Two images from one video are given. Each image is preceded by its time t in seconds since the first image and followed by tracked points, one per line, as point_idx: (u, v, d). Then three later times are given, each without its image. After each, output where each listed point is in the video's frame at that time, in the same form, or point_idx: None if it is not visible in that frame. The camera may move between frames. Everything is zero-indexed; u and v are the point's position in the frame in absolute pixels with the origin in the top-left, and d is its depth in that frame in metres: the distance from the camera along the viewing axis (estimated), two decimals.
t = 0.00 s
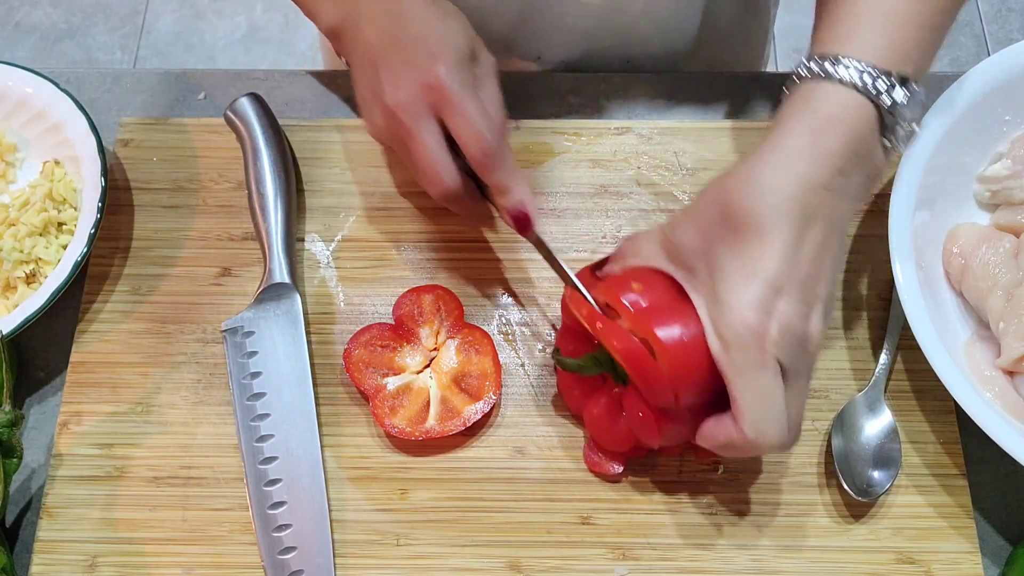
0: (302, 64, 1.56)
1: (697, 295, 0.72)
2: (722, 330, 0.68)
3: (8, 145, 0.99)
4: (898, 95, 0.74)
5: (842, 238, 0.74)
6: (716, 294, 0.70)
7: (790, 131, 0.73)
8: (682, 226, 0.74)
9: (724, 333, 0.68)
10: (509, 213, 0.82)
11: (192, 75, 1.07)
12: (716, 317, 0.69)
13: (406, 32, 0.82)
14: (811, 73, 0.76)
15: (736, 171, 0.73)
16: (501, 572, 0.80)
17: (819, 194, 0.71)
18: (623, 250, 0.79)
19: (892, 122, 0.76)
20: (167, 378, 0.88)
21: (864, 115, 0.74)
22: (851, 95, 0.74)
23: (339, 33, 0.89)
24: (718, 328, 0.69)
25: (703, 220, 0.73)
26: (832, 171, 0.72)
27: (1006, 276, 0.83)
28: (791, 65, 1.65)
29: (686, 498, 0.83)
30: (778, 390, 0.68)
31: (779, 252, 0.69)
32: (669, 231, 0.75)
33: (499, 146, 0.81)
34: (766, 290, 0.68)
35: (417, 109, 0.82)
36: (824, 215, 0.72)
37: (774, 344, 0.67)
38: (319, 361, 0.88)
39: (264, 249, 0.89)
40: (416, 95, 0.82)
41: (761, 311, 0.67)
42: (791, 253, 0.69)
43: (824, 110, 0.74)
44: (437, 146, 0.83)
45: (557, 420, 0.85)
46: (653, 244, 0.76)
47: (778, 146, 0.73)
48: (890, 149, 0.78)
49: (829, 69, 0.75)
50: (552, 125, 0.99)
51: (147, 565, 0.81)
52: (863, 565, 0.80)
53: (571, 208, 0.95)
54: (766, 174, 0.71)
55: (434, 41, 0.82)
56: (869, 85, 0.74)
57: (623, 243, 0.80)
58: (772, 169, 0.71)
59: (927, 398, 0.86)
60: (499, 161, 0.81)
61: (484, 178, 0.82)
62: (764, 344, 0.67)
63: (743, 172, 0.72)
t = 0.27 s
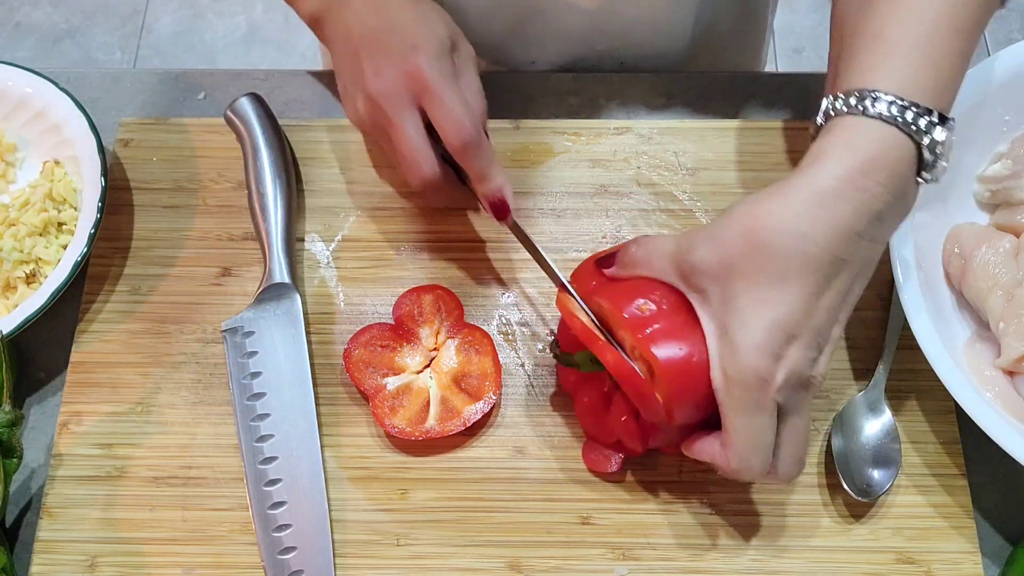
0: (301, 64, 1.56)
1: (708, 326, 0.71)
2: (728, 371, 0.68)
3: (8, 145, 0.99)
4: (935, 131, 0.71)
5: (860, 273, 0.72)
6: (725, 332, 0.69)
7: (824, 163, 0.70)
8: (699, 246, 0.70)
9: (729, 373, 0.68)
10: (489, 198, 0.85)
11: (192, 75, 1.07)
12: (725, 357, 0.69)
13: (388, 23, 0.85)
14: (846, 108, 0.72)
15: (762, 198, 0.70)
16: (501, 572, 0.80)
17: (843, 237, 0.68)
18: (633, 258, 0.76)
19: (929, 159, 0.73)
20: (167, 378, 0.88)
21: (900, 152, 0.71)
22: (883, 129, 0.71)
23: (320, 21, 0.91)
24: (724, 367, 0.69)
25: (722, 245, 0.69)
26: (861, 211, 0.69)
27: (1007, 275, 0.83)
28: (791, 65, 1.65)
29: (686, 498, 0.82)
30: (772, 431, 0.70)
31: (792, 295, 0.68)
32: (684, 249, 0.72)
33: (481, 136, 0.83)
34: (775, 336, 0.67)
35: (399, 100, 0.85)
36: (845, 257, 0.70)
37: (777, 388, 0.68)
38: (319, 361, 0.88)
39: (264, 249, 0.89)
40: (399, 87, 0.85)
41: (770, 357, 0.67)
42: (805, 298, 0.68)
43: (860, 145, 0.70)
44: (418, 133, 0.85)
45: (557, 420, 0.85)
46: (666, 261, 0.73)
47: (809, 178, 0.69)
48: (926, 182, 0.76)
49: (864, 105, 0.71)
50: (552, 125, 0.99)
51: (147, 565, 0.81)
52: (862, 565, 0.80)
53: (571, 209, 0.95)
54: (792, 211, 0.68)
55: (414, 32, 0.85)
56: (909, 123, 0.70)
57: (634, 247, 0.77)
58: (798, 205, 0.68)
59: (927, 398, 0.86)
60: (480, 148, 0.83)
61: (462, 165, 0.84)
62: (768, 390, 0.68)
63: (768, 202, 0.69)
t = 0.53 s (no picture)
0: (300, 64, 1.56)
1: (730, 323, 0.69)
2: (763, 359, 0.66)
3: (8, 145, 0.99)
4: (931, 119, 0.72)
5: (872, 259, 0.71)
6: (752, 322, 0.67)
7: (825, 150, 0.69)
8: (713, 246, 0.68)
9: (766, 360, 0.66)
10: (480, 189, 0.86)
11: (192, 75, 1.07)
12: (757, 349, 0.67)
13: (371, 14, 0.86)
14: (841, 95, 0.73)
15: (767, 192, 0.69)
16: (501, 572, 0.80)
17: (856, 211, 0.68)
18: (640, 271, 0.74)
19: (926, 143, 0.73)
20: (167, 378, 0.88)
21: (895, 130, 0.71)
22: (884, 113, 0.71)
23: (309, 13, 0.93)
24: (757, 358, 0.67)
25: (739, 236, 0.67)
26: (868, 186, 0.69)
27: (1006, 275, 0.83)
28: (790, 65, 1.65)
29: (685, 498, 0.82)
30: (816, 412, 0.67)
31: (819, 277, 0.66)
32: (694, 252, 0.70)
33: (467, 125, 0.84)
34: (807, 316, 0.66)
35: (386, 95, 0.86)
36: (861, 234, 0.69)
37: (817, 372, 0.66)
38: (319, 361, 0.88)
39: (264, 248, 0.89)
40: (383, 81, 0.85)
41: (804, 336, 0.65)
42: (830, 276, 0.67)
43: (862, 130, 0.70)
44: (408, 127, 0.87)
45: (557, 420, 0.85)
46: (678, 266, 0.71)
47: (816, 162, 0.68)
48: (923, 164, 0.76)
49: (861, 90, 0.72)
50: (552, 125, 0.99)
51: (147, 565, 0.81)
52: (862, 565, 0.80)
53: (571, 208, 0.95)
54: (804, 195, 0.67)
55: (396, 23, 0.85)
56: (907, 107, 0.71)
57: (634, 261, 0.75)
58: (811, 187, 0.67)
59: (926, 397, 0.86)
60: (466, 141, 0.84)
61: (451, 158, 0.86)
62: (806, 368, 0.66)
63: (778, 191, 0.68)
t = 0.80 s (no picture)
0: (300, 64, 1.56)
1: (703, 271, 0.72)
2: (720, 281, 0.70)
3: (8, 145, 0.99)
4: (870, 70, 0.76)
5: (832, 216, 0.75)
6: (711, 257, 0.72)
7: (764, 108, 0.77)
8: (671, 202, 0.77)
9: (724, 285, 0.70)
10: (489, 196, 0.83)
11: (192, 75, 1.07)
12: (719, 266, 0.71)
13: (375, 17, 0.85)
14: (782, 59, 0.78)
15: (715, 157, 0.76)
16: (501, 571, 0.80)
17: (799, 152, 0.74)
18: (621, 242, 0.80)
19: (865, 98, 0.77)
20: (167, 378, 0.88)
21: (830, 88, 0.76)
22: (822, 78, 0.76)
23: (317, 22, 0.91)
24: (711, 274, 0.71)
25: (690, 194, 0.76)
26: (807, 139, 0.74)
27: (1007, 275, 0.83)
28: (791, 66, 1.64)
29: (685, 498, 0.83)
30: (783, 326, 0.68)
31: (765, 200, 0.72)
32: (660, 206, 0.78)
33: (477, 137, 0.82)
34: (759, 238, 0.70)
35: (394, 105, 0.85)
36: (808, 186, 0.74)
37: (775, 283, 0.69)
38: (319, 362, 0.88)
39: (264, 249, 0.89)
40: (391, 93, 0.84)
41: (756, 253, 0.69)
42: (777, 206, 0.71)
43: (798, 90, 0.76)
44: (417, 136, 0.85)
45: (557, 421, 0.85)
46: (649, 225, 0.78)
47: (754, 123, 0.76)
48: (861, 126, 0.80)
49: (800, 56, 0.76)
50: (552, 125, 0.99)
51: (147, 565, 0.81)
52: (862, 565, 0.80)
53: (571, 208, 0.95)
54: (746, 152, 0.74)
55: (405, 32, 0.84)
56: (841, 72, 0.76)
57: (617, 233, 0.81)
58: (754, 147, 0.74)
59: (926, 397, 0.86)
60: (474, 146, 0.81)
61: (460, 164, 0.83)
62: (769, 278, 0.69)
63: (725, 152, 0.75)
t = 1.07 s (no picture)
0: (300, 64, 1.56)
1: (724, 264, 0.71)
2: (741, 283, 0.69)
3: (8, 145, 0.99)
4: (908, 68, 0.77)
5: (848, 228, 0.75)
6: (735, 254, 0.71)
7: (808, 102, 0.76)
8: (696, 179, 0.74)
9: (742, 290, 0.69)
10: (496, 206, 0.82)
11: (192, 75, 1.07)
12: (738, 267, 0.70)
13: (386, 20, 0.84)
14: (822, 50, 0.79)
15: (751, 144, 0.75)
16: (501, 571, 0.80)
17: (834, 160, 0.74)
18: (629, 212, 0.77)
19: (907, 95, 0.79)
20: (167, 378, 0.88)
21: (876, 86, 0.76)
22: (862, 69, 0.76)
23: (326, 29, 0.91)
24: (737, 283, 0.70)
25: (727, 183, 0.73)
26: (845, 147, 0.75)
27: (1006, 275, 0.83)
28: (791, 65, 1.64)
29: (685, 498, 0.83)
30: (790, 350, 0.69)
31: (794, 205, 0.71)
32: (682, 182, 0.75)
33: (485, 147, 0.81)
34: (783, 245, 0.70)
35: (405, 105, 0.83)
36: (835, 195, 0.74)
37: (793, 301, 0.69)
38: (319, 362, 0.88)
39: (264, 248, 0.89)
40: (400, 88, 0.83)
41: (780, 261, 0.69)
42: (804, 213, 0.71)
43: (841, 83, 0.76)
44: (426, 141, 0.84)
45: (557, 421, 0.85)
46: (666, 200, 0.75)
47: (798, 119, 0.75)
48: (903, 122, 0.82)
49: (840, 45, 0.77)
50: (552, 125, 0.99)
51: (147, 565, 0.81)
52: (862, 565, 0.80)
53: (571, 208, 0.95)
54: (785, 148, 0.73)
55: (423, 31, 0.83)
56: (892, 67, 0.76)
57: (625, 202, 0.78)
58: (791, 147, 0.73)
59: (926, 398, 0.86)
60: (485, 155, 0.81)
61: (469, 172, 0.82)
62: (782, 296, 0.69)
63: (762, 142, 0.74)
